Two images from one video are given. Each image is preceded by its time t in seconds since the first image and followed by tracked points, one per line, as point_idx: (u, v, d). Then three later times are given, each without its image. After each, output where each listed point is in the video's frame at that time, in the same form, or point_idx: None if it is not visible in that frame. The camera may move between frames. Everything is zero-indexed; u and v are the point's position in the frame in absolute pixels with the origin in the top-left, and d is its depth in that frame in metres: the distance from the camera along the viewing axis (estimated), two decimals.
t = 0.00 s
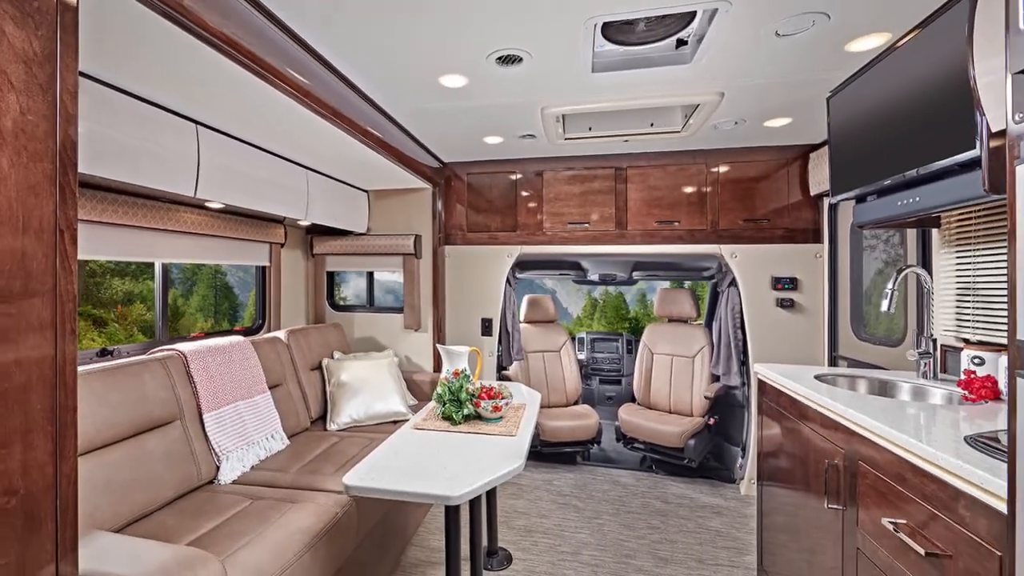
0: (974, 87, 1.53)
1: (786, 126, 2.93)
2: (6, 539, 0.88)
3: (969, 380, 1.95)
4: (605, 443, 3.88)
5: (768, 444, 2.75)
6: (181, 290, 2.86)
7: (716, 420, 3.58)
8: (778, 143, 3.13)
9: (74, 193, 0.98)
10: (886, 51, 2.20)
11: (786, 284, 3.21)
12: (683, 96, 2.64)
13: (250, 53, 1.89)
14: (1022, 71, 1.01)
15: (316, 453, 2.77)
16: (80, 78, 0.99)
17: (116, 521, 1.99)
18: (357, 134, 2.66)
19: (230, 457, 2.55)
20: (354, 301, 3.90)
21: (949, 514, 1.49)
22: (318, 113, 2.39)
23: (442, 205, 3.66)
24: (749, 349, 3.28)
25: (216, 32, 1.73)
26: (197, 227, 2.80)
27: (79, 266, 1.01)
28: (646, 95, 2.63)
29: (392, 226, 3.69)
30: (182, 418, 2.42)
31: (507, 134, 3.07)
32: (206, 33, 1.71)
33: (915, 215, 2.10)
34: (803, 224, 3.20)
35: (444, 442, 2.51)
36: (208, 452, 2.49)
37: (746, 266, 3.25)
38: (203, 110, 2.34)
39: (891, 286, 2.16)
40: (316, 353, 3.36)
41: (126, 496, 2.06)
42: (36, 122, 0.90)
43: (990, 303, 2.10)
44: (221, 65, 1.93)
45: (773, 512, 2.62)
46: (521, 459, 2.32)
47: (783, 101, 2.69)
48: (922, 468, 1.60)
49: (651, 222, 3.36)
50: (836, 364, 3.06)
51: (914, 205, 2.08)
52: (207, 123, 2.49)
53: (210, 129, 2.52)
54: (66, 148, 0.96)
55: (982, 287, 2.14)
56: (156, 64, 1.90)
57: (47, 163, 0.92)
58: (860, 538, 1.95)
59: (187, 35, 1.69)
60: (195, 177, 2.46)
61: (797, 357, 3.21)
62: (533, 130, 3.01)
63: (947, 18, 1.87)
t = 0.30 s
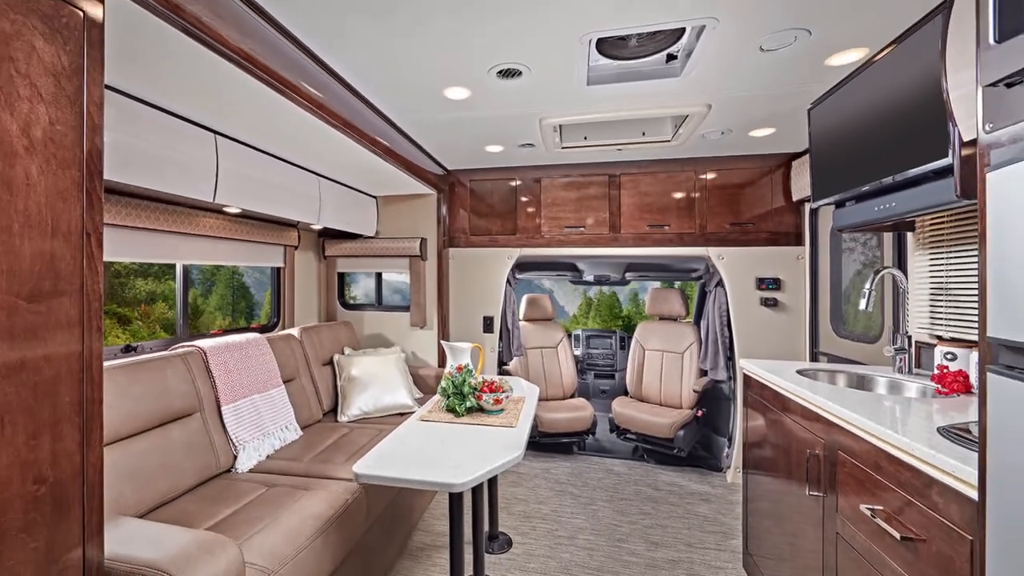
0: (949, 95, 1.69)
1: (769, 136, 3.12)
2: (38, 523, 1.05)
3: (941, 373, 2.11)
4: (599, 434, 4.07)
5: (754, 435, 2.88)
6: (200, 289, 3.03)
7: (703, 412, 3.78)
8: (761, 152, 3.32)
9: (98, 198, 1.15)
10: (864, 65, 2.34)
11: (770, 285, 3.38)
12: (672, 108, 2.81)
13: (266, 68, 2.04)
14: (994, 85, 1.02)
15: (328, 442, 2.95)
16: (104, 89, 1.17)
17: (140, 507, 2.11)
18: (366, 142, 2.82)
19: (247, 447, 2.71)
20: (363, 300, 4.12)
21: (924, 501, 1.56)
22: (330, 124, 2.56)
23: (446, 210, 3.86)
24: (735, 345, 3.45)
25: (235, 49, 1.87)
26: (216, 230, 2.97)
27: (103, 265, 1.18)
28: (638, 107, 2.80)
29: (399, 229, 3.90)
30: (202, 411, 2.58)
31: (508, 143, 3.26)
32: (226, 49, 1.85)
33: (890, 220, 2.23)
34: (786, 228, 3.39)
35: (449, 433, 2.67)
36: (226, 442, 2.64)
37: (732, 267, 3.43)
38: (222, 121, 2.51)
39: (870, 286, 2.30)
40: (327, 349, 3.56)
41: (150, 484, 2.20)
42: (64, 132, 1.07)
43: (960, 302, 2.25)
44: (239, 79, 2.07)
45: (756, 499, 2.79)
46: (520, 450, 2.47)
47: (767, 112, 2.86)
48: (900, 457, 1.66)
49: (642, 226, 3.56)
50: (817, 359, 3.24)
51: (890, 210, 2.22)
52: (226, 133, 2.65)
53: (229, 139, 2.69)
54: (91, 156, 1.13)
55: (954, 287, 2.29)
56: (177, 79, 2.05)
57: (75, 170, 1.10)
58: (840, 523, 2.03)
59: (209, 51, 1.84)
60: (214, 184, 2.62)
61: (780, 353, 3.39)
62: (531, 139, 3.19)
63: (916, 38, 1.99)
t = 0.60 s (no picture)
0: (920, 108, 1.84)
1: (753, 146, 3.31)
2: (67, 509, 1.18)
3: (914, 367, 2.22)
4: (594, 425, 4.27)
5: (739, 426, 3.04)
6: (220, 289, 3.23)
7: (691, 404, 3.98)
8: (745, 160, 3.51)
9: (123, 204, 1.30)
10: (841, 79, 2.50)
11: (754, 285, 3.57)
12: (663, 119, 3.00)
13: (280, 80, 2.16)
14: (965, 97, 1.06)
15: (340, 432, 3.15)
16: (129, 101, 1.32)
17: (163, 493, 2.24)
18: (373, 151, 3.01)
19: (264, 437, 2.89)
20: (372, 299, 4.35)
21: (898, 488, 1.59)
22: (342, 134, 2.73)
23: (450, 215, 4.09)
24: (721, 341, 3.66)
25: (252, 62, 1.98)
26: (235, 234, 3.17)
27: (128, 266, 1.34)
28: (631, 118, 2.99)
29: (406, 232, 4.12)
30: (223, 403, 2.76)
31: (508, 151, 3.46)
32: (243, 63, 1.96)
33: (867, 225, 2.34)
34: (769, 232, 3.58)
35: (453, 425, 2.84)
36: (243, 432, 2.81)
37: (718, 268, 3.63)
38: (240, 132, 2.68)
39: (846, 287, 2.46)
40: (338, 345, 3.78)
41: (173, 472, 2.34)
42: (92, 141, 1.22)
43: (930, 301, 2.40)
44: (254, 91, 2.20)
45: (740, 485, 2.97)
46: (519, 440, 2.64)
47: (751, 123, 3.05)
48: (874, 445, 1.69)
49: (634, 230, 3.76)
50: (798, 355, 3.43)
51: (866, 215, 2.32)
52: (243, 142, 2.82)
53: (247, 148, 2.87)
54: (117, 164, 1.28)
55: (926, 288, 2.43)
56: (198, 94, 2.21)
57: (102, 177, 1.25)
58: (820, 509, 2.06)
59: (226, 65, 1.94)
60: (233, 191, 2.80)
61: (763, 349, 3.58)
62: (530, 148, 3.40)
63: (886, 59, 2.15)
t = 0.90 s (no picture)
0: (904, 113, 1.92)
1: (744, 151, 3.43)
2: (84, 501, 1.22)
3: (899, 366, 2.28)
4: (591, 421, 4.39)
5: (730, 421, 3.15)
6: (231, 289, 3.35)
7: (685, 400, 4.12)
8: (736, 165, 3.65)
9: (136, 207, 1.36)
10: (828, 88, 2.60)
11: (745, 285, 3.71)
12: (658, 125, 3.11)
13: (289, 88, 2.22)
14: (948, 103, 1.03)
15: (347, 427, 3.28)
16: (141, 107, 1.38)
17: (174, 486, 2.31)
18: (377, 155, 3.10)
19: (274, 431, 3.00)
20: (377, 298, 4.48)
21: (882, 480, 1.59)
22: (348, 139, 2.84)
23: (453, 218, 4.22)
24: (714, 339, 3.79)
25: (260, 70, 2.03)
26: (246, 236, 3.29)
27: (140, 266, 1.39)
28: (627, 124, 3.10)
29: (409, 234, 4.26)
30: (234, 398, 2.86)
31: (508, 157, 3.59)
32: (252, 71, 2.01)
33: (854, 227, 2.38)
34: (759, 234, 3.71)
35: (455, 420, 2.93)
36: (253, 427, 2.91)
37: (710, 269, 3.77)
38: (248, 137, 2.77)
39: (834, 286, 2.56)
40: (344, 343, 3.91)
41: (185, 465, 2.42)
42: (107, 147, 1.27)
43: (914, 301, 2.50)
44: (263, 97, 2.27)
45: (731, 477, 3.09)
46: (519, 436, 2.74)
47: (742, 129, 3.17)
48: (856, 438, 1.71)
49: (630, 232, 3.90)
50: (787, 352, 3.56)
51: (852, 217, 2.38)
52: (252, 147, 2.92)
53: (256, 153, 2.97)
54: (130, 168, 1.34)
55: (911, 288, 2.53)
56: (210, 100, 2.29)
57: (116, 181, 1.29)
58: (809, 501, 2.07)
59: (236, 71, 2.00)
60: (245, 195, 2.91)
61: (754, 346, 3.71)
62: (529, 154, 3.53)
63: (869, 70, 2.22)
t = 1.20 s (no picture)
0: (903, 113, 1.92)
1: (744, 151, 3.43)
2: (85, 500, 1.22)
3: (899, 366, 2.26)
4: (591, 420, 4.40)
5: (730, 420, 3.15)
6: (230, 289, 3.35)
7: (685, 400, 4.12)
8: (736, 166, 3.65)
9: (136, 207, 1.36)
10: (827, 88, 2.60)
11: (745, 285, 3.71)
12: (658, 125, 3.11)
13: (289, 88, 2.22)
14: (947, 103, 1.03)
15: (347, 426, 3.28)
16: (141, 107, 1.38)
17: (173, 486, 2.31)
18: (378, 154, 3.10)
19: (273, 431, 3.00)
20: (377, 298, 4.49)
21: (881, 479, 1.60)
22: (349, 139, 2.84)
23: (453, 218, 4.22)
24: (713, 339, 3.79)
25: (261, 70, 2.03)
26: (246, 236, 3.29)
27: (140, 266, 1.39)
28: (626, 124, 3.10)
29: (409, 234, 4.26)
30: (234, 399, 2.86)
31: (508, 156, 3.59)
32: (253, 71, 2.01)
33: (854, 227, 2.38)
34: (759, 234, 3.71)
35: (455, 420, 2.93)
36: (252, 427, 2.91)
37: (711, 269, 3.77)
38: (248, 137, 2.77)
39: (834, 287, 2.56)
40: (344, 343, 3.90)
41: (185, 465, 2.42)
42: (106, 147, 1.27)
43: (914, 300, 2.49)
44: (263, 96, 2.26)
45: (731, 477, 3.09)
46: (518, 436, 2.74)
47: (741, 129, 3.17)
48: (856, 438, 1.71)
49: (629, 232, 3.90)
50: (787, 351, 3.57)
51: (852, 217, 2.38)
52: (252, 147, 2.92)
53: (256, 153, 2.97)
54: (130, 168, 1.33)
55: (911, 287, 2.53)
56: (210, 100, 2.29)
57: (116, 181, 1.29)
58: (808, 501, 2.07)
59: (236, 71, 2.00)
60: (245, 195, 2.90)
61: (754, 346, 3.71)
62: (529, 154, 3.53)
63: (867, 70, 2.22)
